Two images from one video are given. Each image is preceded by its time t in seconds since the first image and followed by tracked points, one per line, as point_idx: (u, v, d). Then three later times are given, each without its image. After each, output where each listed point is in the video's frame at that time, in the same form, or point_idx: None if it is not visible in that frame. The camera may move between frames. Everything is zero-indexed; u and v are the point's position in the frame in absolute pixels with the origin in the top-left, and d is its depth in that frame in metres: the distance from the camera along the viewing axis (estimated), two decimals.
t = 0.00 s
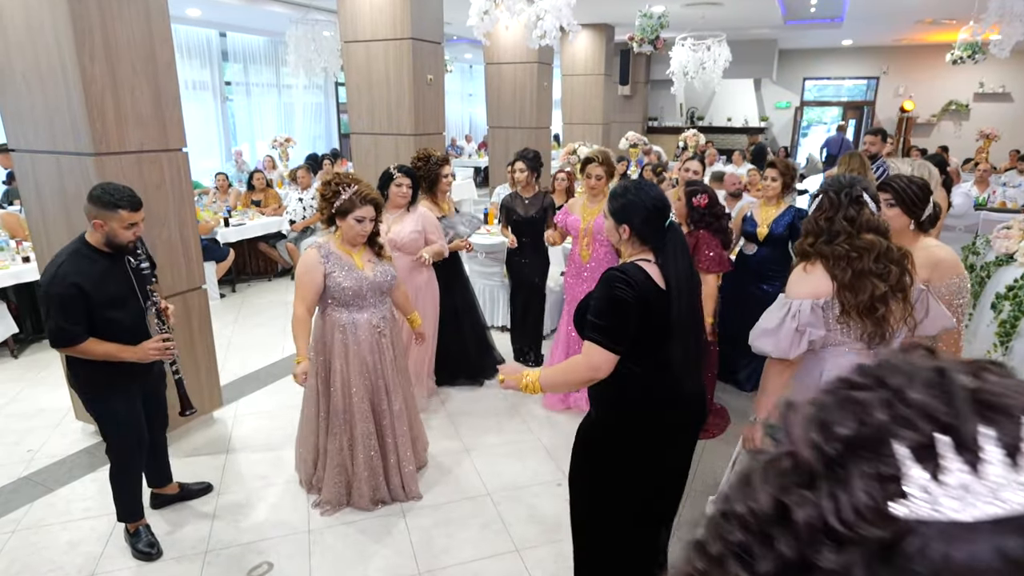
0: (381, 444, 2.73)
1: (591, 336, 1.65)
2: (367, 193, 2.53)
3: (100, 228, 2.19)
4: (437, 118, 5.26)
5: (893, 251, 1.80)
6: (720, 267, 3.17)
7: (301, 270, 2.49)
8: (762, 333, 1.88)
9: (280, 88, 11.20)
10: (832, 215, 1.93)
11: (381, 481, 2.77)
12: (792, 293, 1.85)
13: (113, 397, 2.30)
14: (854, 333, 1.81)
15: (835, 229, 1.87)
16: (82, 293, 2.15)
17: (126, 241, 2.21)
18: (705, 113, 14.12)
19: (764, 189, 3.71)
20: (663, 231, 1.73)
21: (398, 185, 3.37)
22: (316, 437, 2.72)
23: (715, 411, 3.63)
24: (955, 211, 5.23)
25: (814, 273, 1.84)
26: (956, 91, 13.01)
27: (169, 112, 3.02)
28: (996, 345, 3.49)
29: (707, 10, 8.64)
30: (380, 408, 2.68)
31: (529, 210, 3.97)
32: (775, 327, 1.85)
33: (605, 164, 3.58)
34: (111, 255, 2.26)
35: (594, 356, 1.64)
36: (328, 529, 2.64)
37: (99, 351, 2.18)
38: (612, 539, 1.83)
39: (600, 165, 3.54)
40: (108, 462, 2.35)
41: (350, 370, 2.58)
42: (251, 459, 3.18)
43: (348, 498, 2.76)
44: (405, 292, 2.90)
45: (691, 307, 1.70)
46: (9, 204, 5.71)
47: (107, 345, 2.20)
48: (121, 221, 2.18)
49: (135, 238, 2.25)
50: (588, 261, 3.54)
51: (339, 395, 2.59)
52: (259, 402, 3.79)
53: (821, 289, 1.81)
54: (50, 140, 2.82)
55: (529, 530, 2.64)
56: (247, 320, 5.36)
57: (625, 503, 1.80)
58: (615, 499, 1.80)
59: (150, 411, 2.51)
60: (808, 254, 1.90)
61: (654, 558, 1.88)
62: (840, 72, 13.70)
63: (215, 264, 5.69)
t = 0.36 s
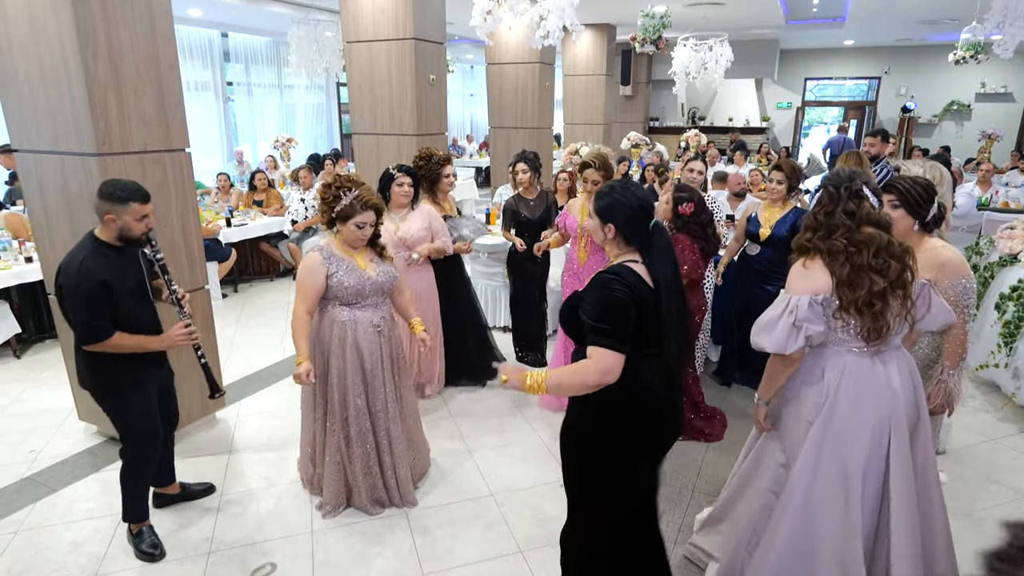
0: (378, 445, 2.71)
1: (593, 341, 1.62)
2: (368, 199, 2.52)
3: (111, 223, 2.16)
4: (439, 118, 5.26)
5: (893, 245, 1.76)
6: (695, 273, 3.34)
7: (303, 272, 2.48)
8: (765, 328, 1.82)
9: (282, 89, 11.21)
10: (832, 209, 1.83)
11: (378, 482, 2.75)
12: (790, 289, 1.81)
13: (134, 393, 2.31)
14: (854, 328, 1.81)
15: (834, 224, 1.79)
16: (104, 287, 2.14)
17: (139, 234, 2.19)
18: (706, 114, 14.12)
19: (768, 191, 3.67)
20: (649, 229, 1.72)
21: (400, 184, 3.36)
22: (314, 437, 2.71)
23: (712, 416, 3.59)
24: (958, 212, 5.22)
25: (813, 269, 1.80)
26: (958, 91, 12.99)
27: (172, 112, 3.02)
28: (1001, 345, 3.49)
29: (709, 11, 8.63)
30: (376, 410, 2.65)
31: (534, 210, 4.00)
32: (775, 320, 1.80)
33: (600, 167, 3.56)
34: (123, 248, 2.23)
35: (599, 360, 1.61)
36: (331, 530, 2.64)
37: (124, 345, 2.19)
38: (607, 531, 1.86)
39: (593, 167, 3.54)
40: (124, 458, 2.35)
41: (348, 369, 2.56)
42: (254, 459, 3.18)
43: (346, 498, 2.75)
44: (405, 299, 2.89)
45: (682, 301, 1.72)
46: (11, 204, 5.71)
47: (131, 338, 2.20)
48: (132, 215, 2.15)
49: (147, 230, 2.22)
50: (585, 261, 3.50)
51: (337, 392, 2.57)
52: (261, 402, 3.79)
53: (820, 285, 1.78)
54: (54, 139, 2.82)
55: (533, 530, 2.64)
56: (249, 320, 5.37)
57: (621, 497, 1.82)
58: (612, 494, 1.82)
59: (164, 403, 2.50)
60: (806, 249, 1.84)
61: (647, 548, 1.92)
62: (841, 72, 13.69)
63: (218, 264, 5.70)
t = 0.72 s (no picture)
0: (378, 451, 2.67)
1: (562, 345, 1.61)
2: (377, 203, 2.50)
3: (95, 208, 2.18)
4: (439, 119, 5.24)
5: (899, 256, 1.71)
6: (686, 274, 3.30)
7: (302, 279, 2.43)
8: (762, 340, 1.82)
9: (282, 89, 11.20)
10: (833, 222, 1.79)
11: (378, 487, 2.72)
12: (791, 303, 1.79)
13: (134, 389, 2.26)
14: (857, 341, 1.78)
15: (834, 238, 1.76)
16: (87, 268, 2.13)
17: (118, 216, 2.17)
18: (707, 114, 14.09)
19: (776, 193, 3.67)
20: (623, 231, 1.70)
21: (398, 188, 3.31)
22: (312, 443, 2.66)
23: (694, 421, 3.57)
24: (961, 213, 5.19)
25: (814, 283, 1.77)
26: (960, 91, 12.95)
27: (169, 114, 3.00)
28: (1004, 349, 3.46)
29: (709, 11, 8.60)
30: (378, 413, 2.63)
31: (539, 213, 3.99)
32: (773, 334, 1.79)
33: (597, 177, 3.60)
34: (112, 234, 2.24)
35: (567, 365, 1.61)
36: (328, 536, 2.61)
37: (110, 324, 2.13)
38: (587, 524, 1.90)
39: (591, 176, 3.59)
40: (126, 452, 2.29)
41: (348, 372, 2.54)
42: (252, 463, 3.16)
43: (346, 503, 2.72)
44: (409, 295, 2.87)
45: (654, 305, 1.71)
46: (10, 205, 5.69)
47: (116, 316, 2.14)
48: (109, 195, 2.14)
49: (130, 214, 2.20)
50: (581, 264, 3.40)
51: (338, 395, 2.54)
52: (260, 405, 3.76)
53: (821, 300, 1.75)
54: (49, 140, 2.80)
55: (532, 536, 2.61)
56: (248, 322, 5.34)
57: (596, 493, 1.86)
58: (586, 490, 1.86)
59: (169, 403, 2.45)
60: (808, 261, 1.82)
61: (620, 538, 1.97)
62: (843, 72, 13.66)
63: (217, 265, 5.63)
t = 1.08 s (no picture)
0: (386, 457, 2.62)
1: (522, 342, 1.66)
2: (389, 206, 2.45)
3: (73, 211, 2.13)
4: (437, 119, 5.19)
5: (938, 256, 1.67)
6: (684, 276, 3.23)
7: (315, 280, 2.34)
8: (795, 343, 1.79)
9: (282, 89, 11.16)
10: (871, 221, 1.73)
11: (382, 494, 2.68)
12: (826, 305, 1.76)
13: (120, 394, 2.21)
14: (893, 343, 1.73)
15: (872, 237, 1.71)
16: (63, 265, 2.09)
17: (94, 215, 2.11)
18: (709, 114, 14.02)
19: (794, 197, 3.61)
20: (601, 233, 1.65)
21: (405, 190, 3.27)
22: (317, 449, 2.58)
23: (693, 430, 3.53)
24: (965, 214, 5.13)
25: (848, 284, 1.74)
26: (963, 91, 12.88)
27: (161, 115, 2.96)
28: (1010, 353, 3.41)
29: (711, 11, 8.55)
30: (388, 420, 2.57)
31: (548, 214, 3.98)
32: (808, 338, 1.75)
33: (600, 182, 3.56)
34: (94, 237, 2.19)
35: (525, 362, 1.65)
36: (322, 544, 2.57)
37: (83, 314, 2.07)
38: (579, 528, 1.87)
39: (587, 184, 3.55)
40: (111, 464, 2.23)
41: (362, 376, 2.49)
42: (245, 469, 3.12)
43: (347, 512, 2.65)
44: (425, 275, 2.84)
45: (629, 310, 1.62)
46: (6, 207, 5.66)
47: (88, 299, 2.08)
48: (83, 195, 2.10)
49: (107, 213, 2.14)
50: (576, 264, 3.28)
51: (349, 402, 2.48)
52: (255, 409, 3.72)
53: (856, 301, 1.72)
54: (39, 142, 2.75)
55: (529, 544, 2.56)
56: (245, 323, 5.31)
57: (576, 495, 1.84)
58: (567, 492, 1.84)
59: (160, 407, 2.40)
60: (843, 260, 1.77)
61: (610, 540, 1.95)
62: (845, 72, 13.59)
63: (214, 266, 5.60)
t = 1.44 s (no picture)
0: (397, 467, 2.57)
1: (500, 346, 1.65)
2: (393, 204, 2.37)
3: (46, 217, 2.09)
4: (435, 120, 5.15)
5: (978, 276, 1.62)
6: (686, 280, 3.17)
7: (322, 282, 2.26)
8: (821, 355, 1.77)
9: (281, 89, 11.12)
10: (913, 234, 1.68)
11: (389, 502, 2.62)
12: (856, 317, 1.72)
13: (108, 401, 2.17)
14: (921, 363, 1.71)
15: (913, 251, 1.66)
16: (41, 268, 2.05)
17: (68, 220, 2.07)
18: (710, 114, 13.96)
19: (811, 201, 3.61)
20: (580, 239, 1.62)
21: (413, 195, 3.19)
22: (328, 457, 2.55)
23: (691, 429, 3.47)
24: (969, 215, 5.07)
25: (878, 296, 1.69)
26: (965, 91, 12.81)
27: (152, 116, 2.92)
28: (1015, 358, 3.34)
29: (712, 10, 8.50)
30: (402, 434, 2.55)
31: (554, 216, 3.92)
32: (833, 349, 1.74)
33: (601, 183, 3.50)
34: (68, 244, 2.15)
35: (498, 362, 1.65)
36: (314, 552, 2.52)
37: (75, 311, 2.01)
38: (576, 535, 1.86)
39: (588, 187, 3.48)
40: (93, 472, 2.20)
41: (379, 390, 2.47)
42: (237, 475, 3.07)
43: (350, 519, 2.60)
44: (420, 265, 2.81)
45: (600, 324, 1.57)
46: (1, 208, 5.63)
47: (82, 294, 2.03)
48: (57, 200, 2.06)
49: (82, 216, 2.11)
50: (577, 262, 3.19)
51: (361, 412, 2.46)
52: (249, 414, 3.68)
53: (885, 315, 1.67)
54: (26, 144, 2.71)
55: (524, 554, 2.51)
56: (242, 325, 5.26)
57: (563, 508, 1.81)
58: (548, 499, 1.81)
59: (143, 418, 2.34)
60: (876, 273, 1.71)
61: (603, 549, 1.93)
62: (847, 72, 13.53)
63: (210, 268, 5.56)
